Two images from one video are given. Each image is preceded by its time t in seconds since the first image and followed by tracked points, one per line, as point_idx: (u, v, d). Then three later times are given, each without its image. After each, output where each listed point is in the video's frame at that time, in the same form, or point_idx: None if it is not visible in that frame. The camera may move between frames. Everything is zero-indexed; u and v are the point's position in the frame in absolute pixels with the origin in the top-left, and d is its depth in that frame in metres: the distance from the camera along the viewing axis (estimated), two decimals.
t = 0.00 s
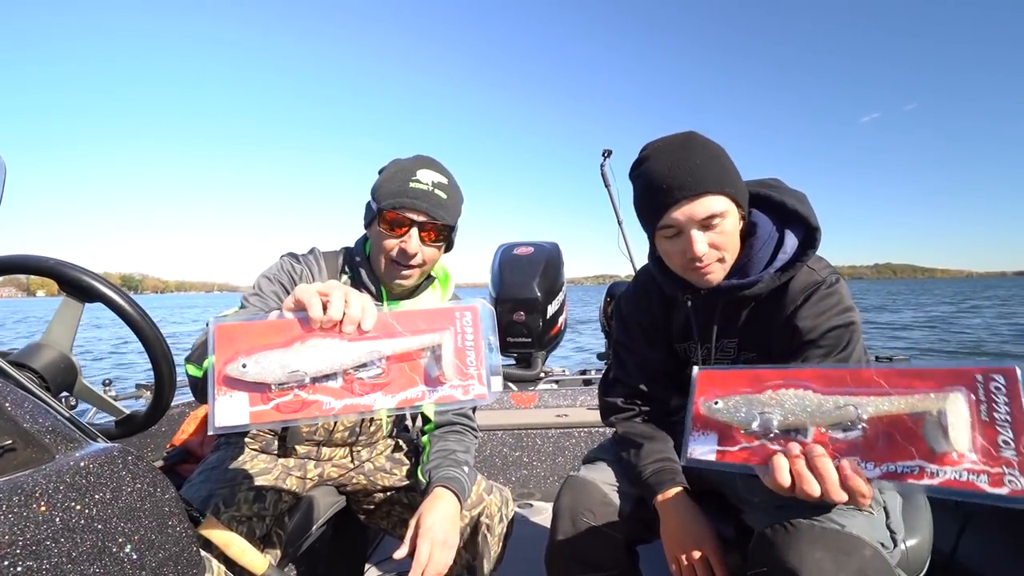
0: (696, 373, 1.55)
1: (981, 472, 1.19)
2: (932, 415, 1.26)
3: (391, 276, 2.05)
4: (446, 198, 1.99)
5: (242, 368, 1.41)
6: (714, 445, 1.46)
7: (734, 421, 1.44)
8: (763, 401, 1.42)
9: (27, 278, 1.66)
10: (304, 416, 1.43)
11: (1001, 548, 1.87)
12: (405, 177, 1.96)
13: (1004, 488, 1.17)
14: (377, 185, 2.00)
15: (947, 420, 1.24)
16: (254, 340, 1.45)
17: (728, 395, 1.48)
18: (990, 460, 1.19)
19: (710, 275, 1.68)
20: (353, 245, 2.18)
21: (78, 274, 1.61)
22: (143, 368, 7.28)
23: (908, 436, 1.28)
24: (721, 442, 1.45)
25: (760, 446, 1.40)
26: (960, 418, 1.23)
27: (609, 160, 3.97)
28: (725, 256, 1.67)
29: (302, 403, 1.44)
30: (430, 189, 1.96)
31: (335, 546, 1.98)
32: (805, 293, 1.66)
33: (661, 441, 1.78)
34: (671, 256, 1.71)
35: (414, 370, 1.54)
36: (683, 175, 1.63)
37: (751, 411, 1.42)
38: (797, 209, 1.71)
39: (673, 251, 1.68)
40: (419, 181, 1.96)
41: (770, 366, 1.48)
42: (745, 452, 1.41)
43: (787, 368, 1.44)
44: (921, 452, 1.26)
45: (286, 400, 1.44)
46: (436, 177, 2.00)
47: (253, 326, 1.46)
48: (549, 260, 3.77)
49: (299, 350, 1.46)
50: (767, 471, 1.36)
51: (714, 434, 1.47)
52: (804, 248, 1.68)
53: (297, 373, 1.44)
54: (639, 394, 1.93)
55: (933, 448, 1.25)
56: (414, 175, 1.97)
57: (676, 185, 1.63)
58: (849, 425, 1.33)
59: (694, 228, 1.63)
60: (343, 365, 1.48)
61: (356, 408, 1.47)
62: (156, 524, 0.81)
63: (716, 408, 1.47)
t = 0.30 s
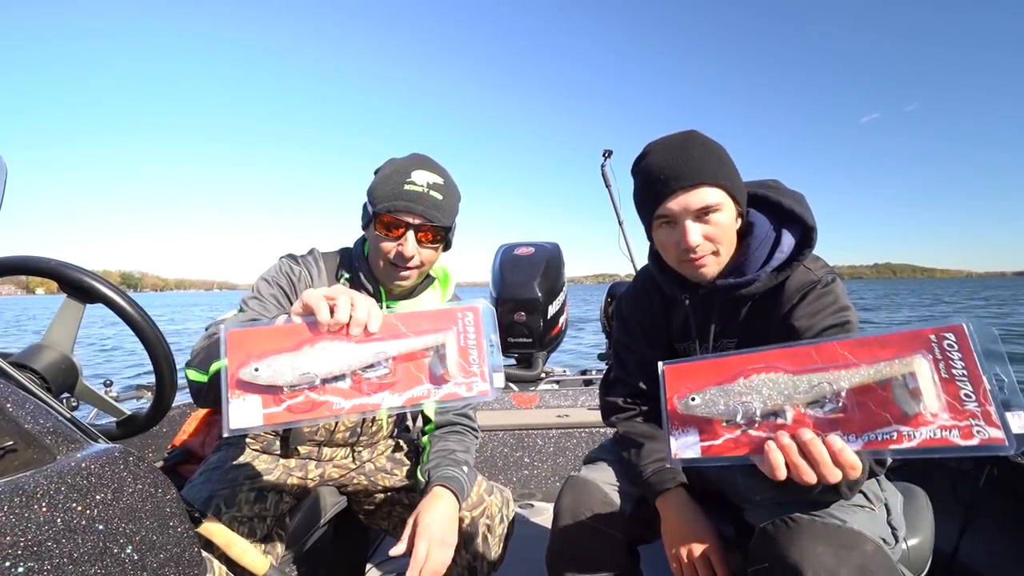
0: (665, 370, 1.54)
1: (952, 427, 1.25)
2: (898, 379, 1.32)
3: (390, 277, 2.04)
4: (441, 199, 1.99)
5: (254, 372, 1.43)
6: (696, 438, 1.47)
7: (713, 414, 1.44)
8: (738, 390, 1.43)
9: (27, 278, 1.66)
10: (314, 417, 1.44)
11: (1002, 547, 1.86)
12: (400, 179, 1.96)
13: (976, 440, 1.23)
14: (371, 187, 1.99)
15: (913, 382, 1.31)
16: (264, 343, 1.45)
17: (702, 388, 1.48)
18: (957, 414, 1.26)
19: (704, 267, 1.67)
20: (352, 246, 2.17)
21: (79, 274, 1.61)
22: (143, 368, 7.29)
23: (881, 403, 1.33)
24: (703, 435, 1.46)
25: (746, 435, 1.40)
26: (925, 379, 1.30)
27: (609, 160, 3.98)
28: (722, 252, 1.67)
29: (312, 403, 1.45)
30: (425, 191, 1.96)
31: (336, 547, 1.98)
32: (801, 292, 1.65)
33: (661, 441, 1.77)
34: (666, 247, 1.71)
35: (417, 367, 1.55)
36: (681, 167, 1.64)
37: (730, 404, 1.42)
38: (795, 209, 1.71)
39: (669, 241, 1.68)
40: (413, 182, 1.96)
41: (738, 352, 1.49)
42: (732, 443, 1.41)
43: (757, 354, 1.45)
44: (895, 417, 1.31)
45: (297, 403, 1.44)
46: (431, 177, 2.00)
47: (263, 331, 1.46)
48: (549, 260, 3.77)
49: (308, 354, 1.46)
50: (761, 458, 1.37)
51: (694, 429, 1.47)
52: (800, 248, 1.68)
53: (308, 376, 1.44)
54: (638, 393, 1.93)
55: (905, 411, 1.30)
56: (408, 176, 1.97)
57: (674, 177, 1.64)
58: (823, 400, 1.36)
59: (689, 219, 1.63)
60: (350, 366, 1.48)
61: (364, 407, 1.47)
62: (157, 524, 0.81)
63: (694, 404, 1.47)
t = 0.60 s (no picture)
0: (664, 348, 1.57)
1: (946, 408, 1.26)
2: (895, 358, 1.32)
3: (384, 274, 2.02)
4: (432, 193, 1.99)
5: (264, 374, 1.44)
6: (692, 416, 1.47)
7: (710, 391, 1.45)
8: (735, 367, 1.44)
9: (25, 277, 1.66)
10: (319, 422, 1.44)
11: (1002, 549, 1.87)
12: (390, 175, 1.96)
13: (968, 420, 1.24)
14: (363, 184, 1.99)
15: (909, 363, 1.31)
16: (278, 350, 1.47)
17: (700, 365, 1.49)
18: (951, 395, 1.27)
19: (700, 279, 1.68)
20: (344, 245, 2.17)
21: (79, 273, 1.60)
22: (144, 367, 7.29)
23: (877, 382, 1.32)
24: (700, 411, 1.46)
25: (741, 412, 1.40)
26: (921, 359, 1.30)
27: (610, 159, 3.98)
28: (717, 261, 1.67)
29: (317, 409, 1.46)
30: (414, 186, 1.96)
31: (336, 546, 1.97)
32: (797, 294, 1.65)
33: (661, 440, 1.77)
34: (662, 259, 1.71)
35: (418, 375, 1.54)
36: (674, 180, 1.63)
37: (726, 380, 1.43)
38: (793, 214, 1.69)
39: (664, 255, 1.69)
40: (403, 179, 1.95)
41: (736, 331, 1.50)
42: (727, 420, 1.42)
43: (755, 333, 1.46)
44: (890, 396, 1.30)
45: (308, 407, 1.45)
46: (420, 172, 2.00)
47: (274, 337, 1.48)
48: (550, 259, 3.77)
49: (316, 360, 1.46)
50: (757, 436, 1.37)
51: (690, 406, 1.48)
52: (798, 251, 1.67)
53: (317, 377, 1.45)
54: (638, 392, 1.93)
55: (900, 390, 1.30)
56: (398, 173, 1.97)
57: (667, 190, 1.63)
58: (819, 378, 1.36)
59: (683, 233, 1.63)
60: (355, 372, 1.48)
61: (367, 413, 1.46)
62: (157, 523, 0.81)
63: (691, 380, 1.48)
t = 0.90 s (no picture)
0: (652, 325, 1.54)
1: (938, 392, 1.27)
2: (893, 343, 1.30)
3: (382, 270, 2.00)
4: (434, 189, 2.01)
5: (325, 425, 1.52)
6: (687, 396, 1.50)
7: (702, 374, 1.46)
8: (727, 352, 1.43)
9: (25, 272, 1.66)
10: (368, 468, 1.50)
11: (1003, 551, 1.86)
12: (392, 172, 1.96)
13: (960, 405, 1.25)
14: (364, 177, 1.98)
15: (907, 347, 1.29)
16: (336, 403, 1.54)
17: (691, 349, 1.49)
18: (945, 379, 1.27)
19: (698, 279, 1.69)
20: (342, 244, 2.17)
21: (79, 269, 1.60)
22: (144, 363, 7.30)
23: (872, 366, 1.32)
24: (693, 392, 1.49)
25: (734, 393, 1.42)
26: (920, 345, 1.28)
27: (611, 157, 3.97)
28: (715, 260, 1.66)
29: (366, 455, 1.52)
30: (417, 182, 1.97)
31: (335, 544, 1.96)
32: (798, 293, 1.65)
33: (660, 438, 1.78)
34: (661, 258, 1.71)
35: (456, 424, 1.58)
36: (672, 181, 1.62)
37: (718, 363, 1.43)
38: (795, 209, 1.69)
39: (662, 256, 1.68)
40: (406, 174, 1.96)
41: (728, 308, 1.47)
42: (718, 400, 1.45)
43: (747, 315, 1.43)
44: (885, 380, 1.31)
45: (363, 455, 1.52)
46: (422, 169, 2.01)
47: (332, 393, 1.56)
48: (550, 258, 3.76)
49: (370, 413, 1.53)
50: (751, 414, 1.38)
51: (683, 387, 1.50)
52: (799, 248, 1.68)
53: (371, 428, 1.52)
54: (638, 391, 1.93)
55: (896, 373, 1.31)
56: (401, 169, 1.97)
57: (666, 193, 1.63)
58: (815, 361, 1.35)
59: (682, 236, 1.62)
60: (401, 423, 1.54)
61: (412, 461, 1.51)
62: (156, 519, 0.81)
63: (683, 366, 1.48)
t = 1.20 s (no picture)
0: (668, 316, 1.51)
1: (960, 375, 1.28)
2: (913, 328, 1.31)
3: (376, 266, 1.99)
4: (430, 186, 1.99)
5: (331, 422, 1.50)
6: (704, 390, 1.48)
7: (722, 365, 1.44)
8: (748, 342, 1.41)
9: (24, 272, 1.65)
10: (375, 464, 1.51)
11: (1003, 554, 1.86)
12: (390, 168, 1.96)
13: (982, 387, 1.26)
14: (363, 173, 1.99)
15: (929, 332, 1.30)
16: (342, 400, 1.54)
17: (712, 341, 1.47)
18: (967, 362, 1.28)
19: (689, 278, 1.69)
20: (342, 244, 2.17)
21: (79, 268, 1.60)
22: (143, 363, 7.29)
23: (893, 352, 1.32)
24: (710, 386, 1.47)
25: (753, 386, 1.40)
26: (941, 329, 1.29)
27: (610, 158, 3.98)
28: (709, 262, 1.66)
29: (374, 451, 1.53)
30: (414, 178, 1.96)
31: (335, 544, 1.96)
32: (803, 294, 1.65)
33: (660, 439, 1.77)
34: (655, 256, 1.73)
35: (460, 420, 1.58)
36: (671, 181, 1.62)
37: (741, 356, 1.41)
38: (801, 209, 1.68)
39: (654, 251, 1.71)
40: (404, 170, 1.96)
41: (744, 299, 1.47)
42: (738, 394, 1.42)
43: (764, 304, 1.43)
44: (906, 366, 1.31)
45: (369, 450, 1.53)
46: (420, 166, 2.01)
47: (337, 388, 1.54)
48: (550, 258, 3.76)
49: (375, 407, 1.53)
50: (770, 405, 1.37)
51: (701, 381, 1.48)
52: (805, 249, 1.68)
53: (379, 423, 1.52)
54: (639, 391, 1.93)
55: (916, 360, 1.31)
56: (398, 164, 1.97)
57: (664, 193, 1.63)
58: (836, 349, 1.35)
59: (674, 234, 1.64)
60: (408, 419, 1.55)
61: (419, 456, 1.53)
62: (156, 518, 0.80)
63: (703, 357, 1.45)
